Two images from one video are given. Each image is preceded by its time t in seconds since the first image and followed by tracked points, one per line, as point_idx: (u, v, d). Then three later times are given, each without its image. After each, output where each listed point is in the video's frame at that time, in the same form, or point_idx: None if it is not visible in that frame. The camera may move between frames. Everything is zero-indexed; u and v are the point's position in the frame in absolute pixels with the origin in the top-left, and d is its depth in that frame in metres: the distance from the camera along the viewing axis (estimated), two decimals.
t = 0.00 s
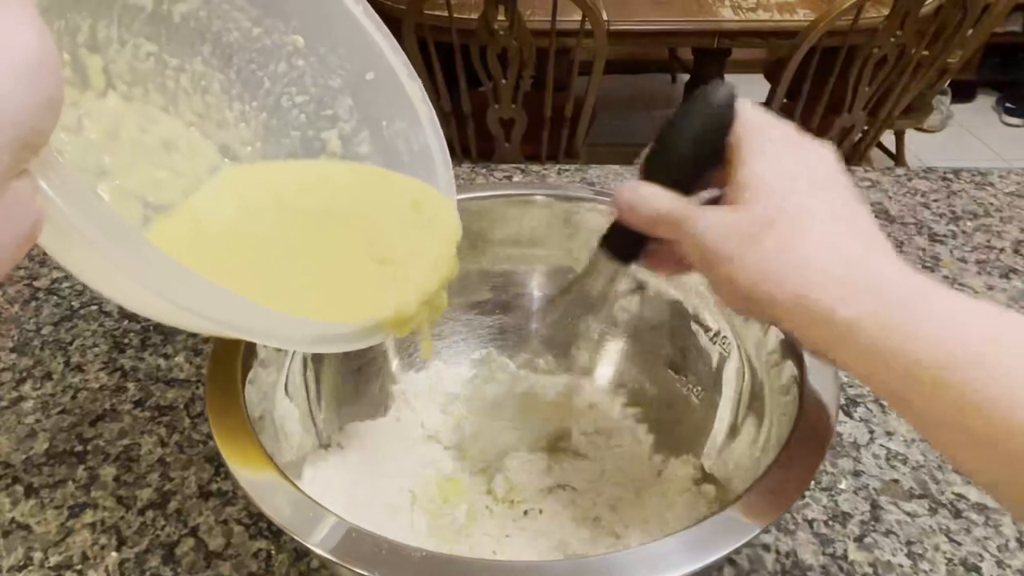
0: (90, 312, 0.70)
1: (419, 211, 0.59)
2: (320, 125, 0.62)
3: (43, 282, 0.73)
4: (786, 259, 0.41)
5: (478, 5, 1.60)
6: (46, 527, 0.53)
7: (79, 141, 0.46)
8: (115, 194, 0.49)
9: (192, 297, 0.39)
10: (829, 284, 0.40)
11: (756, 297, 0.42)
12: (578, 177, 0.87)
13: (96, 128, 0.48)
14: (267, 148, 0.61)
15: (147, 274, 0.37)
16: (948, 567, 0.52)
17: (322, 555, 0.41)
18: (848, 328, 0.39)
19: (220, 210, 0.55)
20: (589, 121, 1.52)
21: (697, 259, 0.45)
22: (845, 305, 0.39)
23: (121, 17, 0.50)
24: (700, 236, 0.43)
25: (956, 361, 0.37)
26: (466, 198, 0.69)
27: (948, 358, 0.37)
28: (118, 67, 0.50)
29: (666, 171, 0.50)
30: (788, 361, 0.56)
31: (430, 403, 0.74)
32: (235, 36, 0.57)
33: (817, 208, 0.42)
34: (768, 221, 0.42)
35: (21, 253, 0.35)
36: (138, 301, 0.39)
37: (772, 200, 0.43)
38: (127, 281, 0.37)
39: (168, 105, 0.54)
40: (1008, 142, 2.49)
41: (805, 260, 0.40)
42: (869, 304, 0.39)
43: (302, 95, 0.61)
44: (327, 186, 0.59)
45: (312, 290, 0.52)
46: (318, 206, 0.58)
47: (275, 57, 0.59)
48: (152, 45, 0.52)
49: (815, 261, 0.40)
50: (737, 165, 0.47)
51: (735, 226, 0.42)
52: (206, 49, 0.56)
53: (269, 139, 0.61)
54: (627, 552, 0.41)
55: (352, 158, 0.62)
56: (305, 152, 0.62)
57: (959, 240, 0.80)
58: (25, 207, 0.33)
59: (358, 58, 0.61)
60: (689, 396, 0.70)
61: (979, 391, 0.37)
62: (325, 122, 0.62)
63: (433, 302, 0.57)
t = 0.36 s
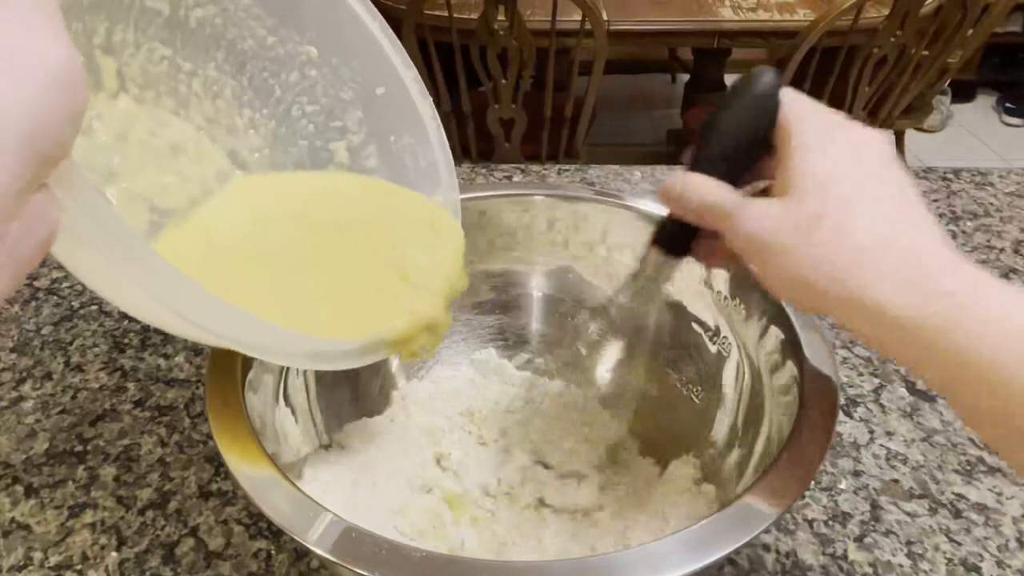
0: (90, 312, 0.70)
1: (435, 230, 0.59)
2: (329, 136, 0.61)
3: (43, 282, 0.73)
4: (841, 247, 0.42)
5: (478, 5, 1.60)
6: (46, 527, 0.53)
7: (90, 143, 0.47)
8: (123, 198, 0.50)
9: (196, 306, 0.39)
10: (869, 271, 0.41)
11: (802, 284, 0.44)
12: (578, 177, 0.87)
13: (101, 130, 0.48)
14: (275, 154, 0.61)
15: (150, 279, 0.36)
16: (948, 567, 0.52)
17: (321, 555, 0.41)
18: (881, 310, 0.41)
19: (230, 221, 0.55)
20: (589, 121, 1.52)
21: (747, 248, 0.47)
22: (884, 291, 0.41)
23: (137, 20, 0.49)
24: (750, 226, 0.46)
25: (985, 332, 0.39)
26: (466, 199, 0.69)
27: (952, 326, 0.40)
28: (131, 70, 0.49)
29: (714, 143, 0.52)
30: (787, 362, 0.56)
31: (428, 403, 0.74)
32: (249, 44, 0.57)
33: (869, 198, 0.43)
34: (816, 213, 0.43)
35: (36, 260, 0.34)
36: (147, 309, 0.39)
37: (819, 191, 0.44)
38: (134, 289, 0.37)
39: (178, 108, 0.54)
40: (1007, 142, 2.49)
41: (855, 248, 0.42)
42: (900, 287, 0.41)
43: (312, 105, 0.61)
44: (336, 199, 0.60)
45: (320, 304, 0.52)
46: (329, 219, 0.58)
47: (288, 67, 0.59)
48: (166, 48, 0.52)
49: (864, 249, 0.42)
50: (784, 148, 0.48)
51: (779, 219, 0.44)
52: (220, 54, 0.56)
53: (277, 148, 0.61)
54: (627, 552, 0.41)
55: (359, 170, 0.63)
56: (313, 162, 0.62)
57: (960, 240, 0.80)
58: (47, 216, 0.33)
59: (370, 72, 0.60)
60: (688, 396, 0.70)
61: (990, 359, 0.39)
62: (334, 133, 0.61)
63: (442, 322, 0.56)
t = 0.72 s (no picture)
0: (90, 312, 0.70)
1: (444, 216, 0.59)
2: (334, 125, 0.62)
3: (43, 282, 0.73)
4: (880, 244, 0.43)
5: (479, 5, 1.60)
6: (46, 527, 0.53)
7: (97, 142, 0.46)
8: (132, 198, 0.48)
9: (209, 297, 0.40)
10: (893, 269, 0.43)
11: (839, 288, 0.45)
12: (579, 177, 0.87)
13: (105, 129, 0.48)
14: (281, 147, 0.61)
15: (160, 275, 0.37)
16: (948, 567, 0.52)
17: (323, 555, 0.41)
18: (908, 316, 0.43)
19: (237, 218, 0.55)
20: (589, 121, 1.52)
21: (767, 247, 0.48)
22: (902, 292, 0.43)
23: (140, 19, 0.49)
24: (775, 217, 0.46)
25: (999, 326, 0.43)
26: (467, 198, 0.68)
27: (991, 329, 0.43)
28: (135, 68, 0.49)
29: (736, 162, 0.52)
30: (788, 363, 0.56)
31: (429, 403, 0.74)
32: (250, 39, 0.57)
33: (904, 195, 0.45)
34: (849, 208, 0.45)
35: (37, 255, 0.34)
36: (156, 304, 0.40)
37: (845, 187, 0.45)
38: (144, 284, 0.37)
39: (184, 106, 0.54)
40: (1007, 142, 2.49)
41: (895, 239, 0.43)
42: (936, 288, 0.43)
43: (316, 96, 0.61)
44: (341, 189, 0.59)
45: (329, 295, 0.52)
46: (335, 209, 0.58)
47: (290, 59, 0.59)
48: (169, 46, 0.52)
49: (901, 240, 0.43)
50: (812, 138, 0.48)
51: (811, 216, 0.45)
52: (222, 51, 0.56)
53: (282, 139, 0.61)
54: (626, 552, 0.41)
55: (365, 159, 0.62)
56: (319, 153, 0.62)
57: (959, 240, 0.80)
58: (50, 206, 0.33)
59: (372, 60, 0.60)
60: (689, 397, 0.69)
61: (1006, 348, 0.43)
62: (338, 123, 0.61)
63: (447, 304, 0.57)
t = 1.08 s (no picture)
0: (90, 312, 0.70)
1: (433, 217, 0.58)
2: (323, 129, 0.62)
3: (43, 282, 0.73)
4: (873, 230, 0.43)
5: (478, 5, 1.60)
6: (46, 527, 0.53)
7: (83, 145, 0.46)
8: (120, 201, 0.48)
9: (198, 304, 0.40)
10: (909, 263, 0.43)
11: (825, 266, 0.45)
12: (578, 177, 0.87)
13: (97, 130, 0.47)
14: (270, 151, 0.61)
15: (149, 278, 0.38)
16: (948, 567, 0.52)
17: (322, 555, 0.41)
18: (925, 301, 0.43)
19: (226, 220, 0.56)
20: (590, 121, 1.52)
21: (756, 227, 0.47)
22: (913, 279, 0.43)
23: (125, 21, 0.49)
24: (775, 208, 0.45)
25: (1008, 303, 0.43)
26: (465, 199, 0.69)
27: (994, 317, 0.43)
28: (122, 70, 0.49)
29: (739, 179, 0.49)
30: (788, 363, 0.56)
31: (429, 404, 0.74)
32: (238, 40, 0.57)
33: (901, 171, 0.45)
34: (855, 186, 0.44)
35: (15, 257, 0.33)
36: (144, 312, 0.40)
37: (863, 176, 0.44)
38: (134, 291, 0.38)
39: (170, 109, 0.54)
40: (1007, 142, 2.49)
41: (872, 240, 0.43)
42: (941, 273, 0.43)
43: (304, 100, 0.60)
44: (330, 191, 0.59)
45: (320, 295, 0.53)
46: (324, 211, 0.58)
47: (278, 61, 0.59)
48: (155, 48, 0.52)
49: (886, 223, 0.43)
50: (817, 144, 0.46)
51: (812, 206, 0.44)
52: (209, 53, 0.56)
53: (270, 144, 0.61)
54: (626, 552, 0.41)
55: (354, 162, 0.62)
56: (308, 156, 0.62)
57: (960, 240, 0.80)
58: (24, 210, 0.32)
59: (361, 63, 0.59)
60: (689, 399, 0.69)
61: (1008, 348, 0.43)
62: (327, 127, 0.61)
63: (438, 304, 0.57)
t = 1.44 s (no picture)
0: (90, 312, 0.70)
1: (432, 214, 0.59)
2: (320, 125, 0.61)
3: (43, 282, 0.73)
4: (859, 224, 0.42)
5: (478, 5, 1.60)
6: (46, 527, 0.53)
7: (79, 142, 0.46)
8: (116, 200, 0.48)
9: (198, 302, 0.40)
10: (921, 233, 0.41)
11: (830, 264, 0.44)
12: (578, 177, 0.87)
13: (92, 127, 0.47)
14: (268, 147, 0.60)
15: (146, 277, 0.38)
16: (948, 567, 0.52)
17: (322, 555, 0.41)
18: (942, 273, 0.41)
19: (222, 216, 0.55)
20: (590, 121, 1.52)
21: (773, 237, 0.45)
22: (937, 260, 0.41)
23: (119, 18, 0.49)
24: (784, 211, 0.44)
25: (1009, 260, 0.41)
26: (465, 199, 0.69)
27: (1001, 283, 0.41)
28: (117, 68, 0.50)
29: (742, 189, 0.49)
30: (789, 363, 0.56)
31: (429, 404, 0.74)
32: (234, 37, 0.57)
33: (863, 154, 0.44)
34: (811, 215, 0.43)
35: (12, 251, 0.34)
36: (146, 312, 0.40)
37: (855, 170, 0.44)
38: (134, 291, 0.38)
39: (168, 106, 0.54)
40: (1008, 142, 2.49)
41: (895, 212, 0.42)
42: (943, 242, 0.41)
43: (302, 95, 0.61)
44: (329, 188, 0.59)
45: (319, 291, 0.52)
46: (322, 208, 0.58)
47: (275, 57, 0.59)
48: (151, 45, 0.52)
49: (893, 212, 0.42)
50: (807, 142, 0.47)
51: (816, 202, 0.43)
52: (205, 49, 0.56)
53: (269, 139, 0.60)
54: (627, 552, 0.41)
55: (352, 159, 0.62)
56: (306, 153, 0.61)
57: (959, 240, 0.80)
58: (19, 203, 0.33)
59: (358, 59, 0.60)
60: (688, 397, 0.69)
61: None
62: (325, 123, 0.61)
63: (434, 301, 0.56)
